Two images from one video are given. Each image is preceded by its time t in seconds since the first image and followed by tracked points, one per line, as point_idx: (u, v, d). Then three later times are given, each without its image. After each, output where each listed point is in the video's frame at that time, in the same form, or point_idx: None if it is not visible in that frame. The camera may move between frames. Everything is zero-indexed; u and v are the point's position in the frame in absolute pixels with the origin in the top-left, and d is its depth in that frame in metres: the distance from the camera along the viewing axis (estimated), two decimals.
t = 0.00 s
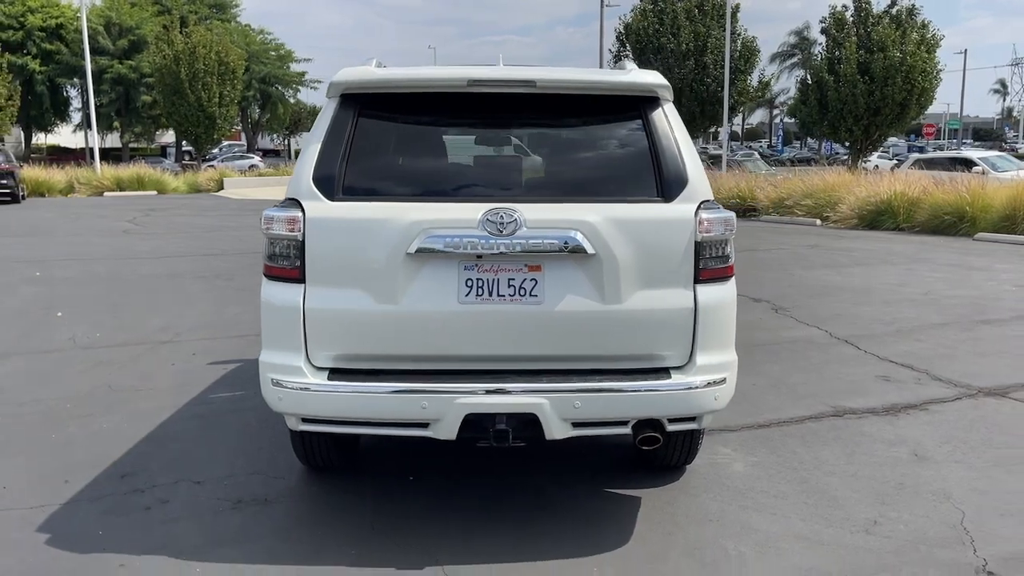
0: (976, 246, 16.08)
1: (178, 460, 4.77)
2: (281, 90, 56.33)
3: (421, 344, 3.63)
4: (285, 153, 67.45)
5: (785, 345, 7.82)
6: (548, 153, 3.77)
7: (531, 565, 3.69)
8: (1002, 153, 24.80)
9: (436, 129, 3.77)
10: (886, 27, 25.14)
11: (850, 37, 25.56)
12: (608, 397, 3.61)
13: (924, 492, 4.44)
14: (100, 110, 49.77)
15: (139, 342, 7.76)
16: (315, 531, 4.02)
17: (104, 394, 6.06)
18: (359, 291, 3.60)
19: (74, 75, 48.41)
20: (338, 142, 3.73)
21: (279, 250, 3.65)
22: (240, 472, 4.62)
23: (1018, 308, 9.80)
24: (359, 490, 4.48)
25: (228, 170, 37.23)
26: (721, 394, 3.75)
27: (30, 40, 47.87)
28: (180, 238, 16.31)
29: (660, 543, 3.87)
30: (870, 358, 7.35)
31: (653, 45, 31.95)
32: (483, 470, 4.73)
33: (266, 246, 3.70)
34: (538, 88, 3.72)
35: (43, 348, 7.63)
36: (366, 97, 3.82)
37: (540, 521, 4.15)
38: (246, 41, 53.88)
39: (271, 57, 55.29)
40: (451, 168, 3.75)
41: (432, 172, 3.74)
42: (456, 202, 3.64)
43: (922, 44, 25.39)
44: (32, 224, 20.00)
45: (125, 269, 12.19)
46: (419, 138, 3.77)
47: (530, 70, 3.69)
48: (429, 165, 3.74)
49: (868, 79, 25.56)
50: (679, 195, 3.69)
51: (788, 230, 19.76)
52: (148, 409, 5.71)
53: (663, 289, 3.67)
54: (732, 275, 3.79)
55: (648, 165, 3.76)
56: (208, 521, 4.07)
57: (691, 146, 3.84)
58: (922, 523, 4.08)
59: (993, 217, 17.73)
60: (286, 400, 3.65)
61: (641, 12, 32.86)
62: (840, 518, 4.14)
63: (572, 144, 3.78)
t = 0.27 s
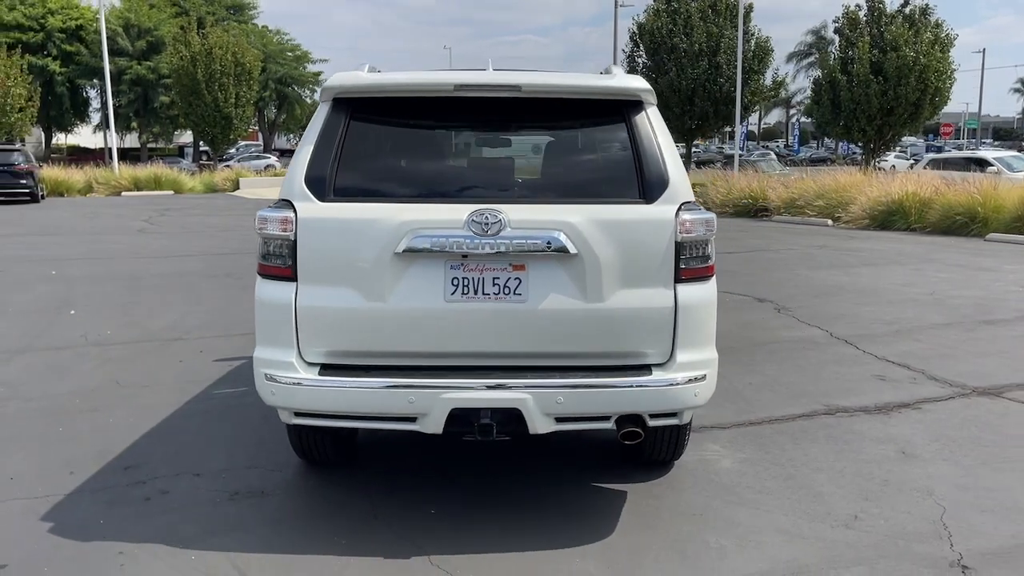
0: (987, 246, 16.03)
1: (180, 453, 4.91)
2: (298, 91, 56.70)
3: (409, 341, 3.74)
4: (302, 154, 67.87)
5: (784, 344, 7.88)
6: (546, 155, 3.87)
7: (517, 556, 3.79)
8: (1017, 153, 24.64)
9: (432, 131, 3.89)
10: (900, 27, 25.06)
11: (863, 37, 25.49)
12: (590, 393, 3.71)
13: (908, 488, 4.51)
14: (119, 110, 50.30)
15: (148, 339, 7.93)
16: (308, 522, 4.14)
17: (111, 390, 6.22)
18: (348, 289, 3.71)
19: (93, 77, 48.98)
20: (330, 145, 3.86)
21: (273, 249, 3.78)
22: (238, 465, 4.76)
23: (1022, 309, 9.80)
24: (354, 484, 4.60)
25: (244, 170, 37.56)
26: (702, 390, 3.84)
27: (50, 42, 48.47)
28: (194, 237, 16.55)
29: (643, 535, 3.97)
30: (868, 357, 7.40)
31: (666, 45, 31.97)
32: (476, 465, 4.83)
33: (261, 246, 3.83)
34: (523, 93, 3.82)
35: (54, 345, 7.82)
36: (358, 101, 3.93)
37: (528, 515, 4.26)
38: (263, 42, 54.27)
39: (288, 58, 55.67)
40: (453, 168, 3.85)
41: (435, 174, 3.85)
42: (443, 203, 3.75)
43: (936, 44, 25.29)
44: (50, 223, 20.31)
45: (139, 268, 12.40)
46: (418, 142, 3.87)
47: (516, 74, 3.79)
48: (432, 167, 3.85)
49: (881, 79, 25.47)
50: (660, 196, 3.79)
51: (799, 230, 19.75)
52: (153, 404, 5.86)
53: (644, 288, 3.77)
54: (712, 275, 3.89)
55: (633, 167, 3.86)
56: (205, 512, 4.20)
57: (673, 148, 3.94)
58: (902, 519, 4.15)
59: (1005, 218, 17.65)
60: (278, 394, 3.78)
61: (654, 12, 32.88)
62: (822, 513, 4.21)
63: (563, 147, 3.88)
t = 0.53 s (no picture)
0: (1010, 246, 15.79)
1: (180, 447, 4.96)
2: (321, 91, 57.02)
3: (398, 337, 3.76)
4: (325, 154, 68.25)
5: (792, 343, 7.82)
6: (546, 152, 3.87)
7: (507, 551, 3.79)
8: None
9: (430, 127, 3.89)
10: (923, 24, 24.77)
11: (885, 34, 25.22)
12: (578, 389, 3.71)
13: (906, 488, 4.46)
14: (145, 111, 50.88)
15: (159, 335, 8.02)
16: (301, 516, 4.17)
17: (119, 384, 6.30)
18: (339, 285, 3.74)
19: (120, 77, 49.58)
20: (321, 142, 3.88)
21: (265, 245, 3.81)
22: (236, 459, 4.79)
23: None
24: (349, 479, 4.63)
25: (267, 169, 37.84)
26: (691, 387, 3.83)
27: (78, 43, 49.12)
28: (214, 235, 16.72)
29: (634, 532, 3.95)
30: (877, 357, 7.33)
31: (687, 43, 31.81)
32: (472, 461, 4.85)
33: (253, 241, 3.86)
34: (513, 88, 3.83)
35: (67, 340, 7.93)
36: (351, 98, 3.95)
37: (521, 511, 4.26)
38: (286, 42, 54.61)
39: (311, 58, 56.01)
40: (460, 165, 3.86)
41: (443, 171, 3.85)
42: (433, 199, 3.76)
43: (960, 41, 24.98)
44: (74, 221, 20.60)
45: (157, 266, 12.54)
46: (419, 139, 3.88)
47: (506, 71, 3.80)
48: (439, 164, 3.85)
49: (904, 77, 25.18)
50: (650, 193, 3.78)
51: (818, 229, 19.58)
52: (158, 398, 5.92)
53: (633, 284, 3.76)
54: (703, 271, 3.88)
55: (624, 164, 3.85)
56: (200, 506, 4.24)
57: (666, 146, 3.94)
58: (897, 518, 4.10)
59: None
60: (270, 388, 3.81)
61: (674, 10, 32.73)
62: (816, 512, 4.18)
63: (556, 143, 3.88)
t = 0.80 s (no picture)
0: None
1: (174, 445, 4.95)
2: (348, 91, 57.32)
3: (380, 336, 3.70)
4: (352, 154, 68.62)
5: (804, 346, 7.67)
6: (541, 149, 3.79)
7: (491, 554, 3.72)
8: None
9: (427, 124, 3.81)
10: (954, 20, 24.33)
11: (915, 31, 24.80)
12: (562, 390, 3.63)
13: (907, 495, 4.33)
14: (175, 111, 51.47)
15: (168, 333, 8.05)
16: (285, 516, 4.13)
17: (122, 381, 6.32)
18: (320, 282, 3.69)
19: (151, 78, 50.20)
20: (304, 138, 3.83)
21: (247, 242, 3.77)
22: (228, 458, 4.77)
23: None
24: (339, 479, 4.58)
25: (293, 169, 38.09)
26: (679, 389, 3.74)
27: (111, 44, 49.79)
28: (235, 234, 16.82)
29: (621, 537, 3.86)
30: (890, 359, 7.17)
31: (713, 41, 31.52)
32: (464, 462, 4.78)
33: (235, 238, 3.81)
34: (497, 83, 3.75)
35: (78, 337, 7.99)
36: (335, 92, 3.89)
37: (510, 513, 4.18)
38: (315, 42, 55.01)
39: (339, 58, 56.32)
40: (464, 163, 3.78)
41: (448, 169, 3.77)
42: (415, 195, 3.69)
43: (992, 37, 24.53)
44: (101, 220, 20.85)
45: (175, 264, 12.63)
46: (416, 136, 3.80)
47: (490, 65, 3.72)
48: (446, 161, 3.77)
49: (934, 74, 24.76)
50: (636, 190, 3.69)
51: (843, 229, 19.29)
52: (158, 396, 5.93)
53: (620, 284, 3.67)
54: (693, 270, 3.78)
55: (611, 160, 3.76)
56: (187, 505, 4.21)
57: (655, 143, 3.86)
58: (895, 526, 3.98)
59: None
60: (250, 387, 3.77)
61: (701, 7, 32.45)
62: (811, 519, 4.06)
63: (543, 138, 3.79)
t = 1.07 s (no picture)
0: None
1: (169, 443, 4.97)
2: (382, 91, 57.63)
3: (360, 338, 3.67)
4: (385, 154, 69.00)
5: (818, 349, 7.53)
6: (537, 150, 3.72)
7: (472, 560, 3.67)
8: None
9: (432, 125, 3.76)
10: (991, 16, 23.82)
11: (951, 27, 24.31)
12: (541, 395, 3.57)
13: (906, 505, 4.21)
14: (211, 111, 52.13)
15: (181, 331, 8.12)
16: (270, 518, 4.12)
17: (128, 379, 6.37)
18: (300, 285, 3.67)
19: (188, 79, 50.90)
20: (287, 138, 3.81)
21: (229, 243, 3.76)
22: (221, 458, 4.78)
23: None
24: (329, 481, 4.56)
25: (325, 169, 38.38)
26: (663, 394, 3.66)
27: (149, 46, 50.56)
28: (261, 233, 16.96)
29: (605, 545, 3.79)
30: (905, 364, 7.00)
31: (744, 39, 31.18)
32: (456, 464, 4.74)
33: (218, 239, 3.81)
34: (480, 82, 3.69)
35: (93, 334, 8.09)
36: (321, 93, 3.87)
37: (497, 517, 4.13)
38: (348, 43, 55.41)
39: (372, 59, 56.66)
40: (472, 163, 3.71)
41: (457, 170, 3.71)
42: (395, 196, 3.65)
43: None
44: (133, 219, 21.16)
45: (198, 263, 12.75)
46: (417, 138, 3.76)
47: (473, 64, 3.66)
48: (454, 162, 3.72)
49: (971, 71, 24.24)
50: (619, 190, 3.62)
51: (873, 230, 18.96)
52: (161, 394, 5.97)
53: (602, 287, 3.60)
54: (678, 273, 3.70)
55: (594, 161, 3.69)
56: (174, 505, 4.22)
57: (641, 142, 3.80)
58: (890, 538, 3.87)
59: None
60: (231, 389, 3.77)
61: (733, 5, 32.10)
62: (803, 529, 3.96)
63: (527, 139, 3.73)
